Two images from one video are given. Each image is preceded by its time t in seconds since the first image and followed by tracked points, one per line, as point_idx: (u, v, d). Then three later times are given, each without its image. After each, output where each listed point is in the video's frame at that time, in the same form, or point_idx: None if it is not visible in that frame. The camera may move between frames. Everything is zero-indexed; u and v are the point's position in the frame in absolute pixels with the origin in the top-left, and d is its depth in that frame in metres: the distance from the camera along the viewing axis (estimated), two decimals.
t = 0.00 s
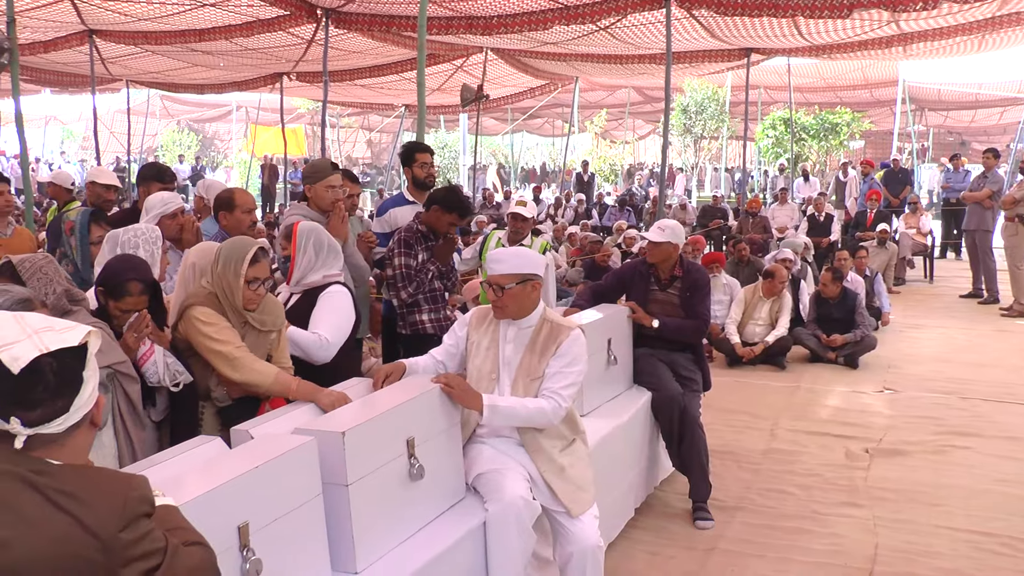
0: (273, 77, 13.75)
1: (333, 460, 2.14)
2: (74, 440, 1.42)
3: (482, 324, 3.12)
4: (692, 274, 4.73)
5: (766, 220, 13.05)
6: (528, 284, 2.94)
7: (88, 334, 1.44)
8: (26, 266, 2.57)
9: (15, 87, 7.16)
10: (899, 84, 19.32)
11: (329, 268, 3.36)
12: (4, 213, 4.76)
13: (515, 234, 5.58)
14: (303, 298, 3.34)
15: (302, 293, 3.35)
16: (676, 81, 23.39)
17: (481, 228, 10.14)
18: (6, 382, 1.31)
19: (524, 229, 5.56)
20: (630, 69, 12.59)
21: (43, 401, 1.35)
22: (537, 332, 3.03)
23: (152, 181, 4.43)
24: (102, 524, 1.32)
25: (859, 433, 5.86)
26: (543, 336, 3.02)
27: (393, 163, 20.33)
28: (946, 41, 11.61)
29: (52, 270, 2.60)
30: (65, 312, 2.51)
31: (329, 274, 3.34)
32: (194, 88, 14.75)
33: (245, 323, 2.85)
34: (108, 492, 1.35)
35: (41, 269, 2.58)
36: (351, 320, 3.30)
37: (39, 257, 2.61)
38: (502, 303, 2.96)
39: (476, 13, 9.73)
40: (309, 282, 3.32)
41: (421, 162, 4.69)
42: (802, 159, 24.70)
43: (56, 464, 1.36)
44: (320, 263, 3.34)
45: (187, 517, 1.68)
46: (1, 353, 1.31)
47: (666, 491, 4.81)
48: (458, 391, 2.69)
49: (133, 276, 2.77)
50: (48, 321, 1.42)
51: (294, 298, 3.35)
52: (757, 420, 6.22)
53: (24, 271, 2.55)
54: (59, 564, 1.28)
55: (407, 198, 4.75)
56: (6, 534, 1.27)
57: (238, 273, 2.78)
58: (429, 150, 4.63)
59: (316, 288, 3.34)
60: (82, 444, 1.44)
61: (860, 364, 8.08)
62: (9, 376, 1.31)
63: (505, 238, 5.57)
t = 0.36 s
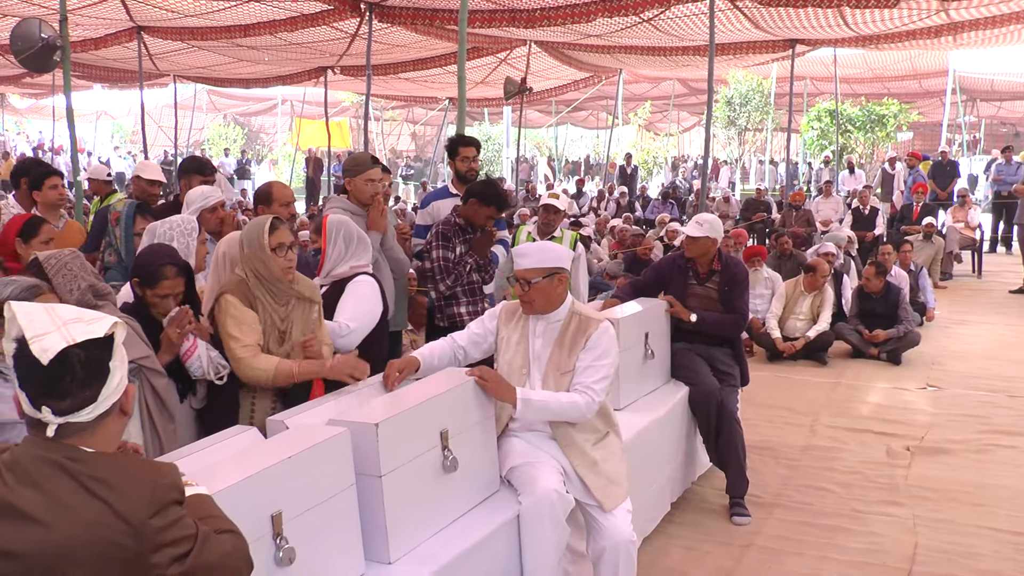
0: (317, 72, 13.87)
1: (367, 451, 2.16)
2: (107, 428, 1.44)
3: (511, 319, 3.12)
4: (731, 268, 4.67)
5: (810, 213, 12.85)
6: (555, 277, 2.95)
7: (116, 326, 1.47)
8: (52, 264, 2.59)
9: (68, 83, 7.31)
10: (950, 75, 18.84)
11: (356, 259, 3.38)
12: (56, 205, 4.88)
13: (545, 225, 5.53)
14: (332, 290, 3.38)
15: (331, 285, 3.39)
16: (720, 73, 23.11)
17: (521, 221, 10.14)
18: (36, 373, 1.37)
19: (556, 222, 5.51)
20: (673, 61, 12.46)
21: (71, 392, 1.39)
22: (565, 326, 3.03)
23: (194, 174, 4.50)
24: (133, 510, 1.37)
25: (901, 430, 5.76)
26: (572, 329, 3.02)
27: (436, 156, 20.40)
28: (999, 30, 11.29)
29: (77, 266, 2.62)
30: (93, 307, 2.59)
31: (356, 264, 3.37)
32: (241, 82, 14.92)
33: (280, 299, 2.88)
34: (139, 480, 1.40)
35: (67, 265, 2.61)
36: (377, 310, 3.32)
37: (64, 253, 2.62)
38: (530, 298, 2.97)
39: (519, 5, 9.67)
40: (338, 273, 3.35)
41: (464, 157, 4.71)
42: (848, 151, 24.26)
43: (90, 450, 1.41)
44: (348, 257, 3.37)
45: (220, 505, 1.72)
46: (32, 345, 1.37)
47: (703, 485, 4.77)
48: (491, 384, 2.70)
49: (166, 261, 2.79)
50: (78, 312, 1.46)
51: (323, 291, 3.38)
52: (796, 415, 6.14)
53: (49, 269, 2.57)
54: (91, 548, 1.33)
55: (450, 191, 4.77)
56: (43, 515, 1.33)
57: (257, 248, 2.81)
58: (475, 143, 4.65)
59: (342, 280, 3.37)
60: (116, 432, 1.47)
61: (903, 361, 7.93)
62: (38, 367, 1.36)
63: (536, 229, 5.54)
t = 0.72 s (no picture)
0: (355, 65, 13.91)
1: (410, 445, 2.18)
2: (151, 426, 1.45)
3: (549, 315, 3.13)
4: (771, 262, 4.62)
5: (852, 204, 12.65)
6: (603, 268, 2.96)
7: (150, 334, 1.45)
8: (93, 269, 2.58)
9: (111, 79, 7.42)
10: (997, 62, 18.37)
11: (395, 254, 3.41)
12: (104, 200, 5.02)
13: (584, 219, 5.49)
14: (371, 285, 3.41)
15: (370, 279, 3.42)
16: (759, 63, 22.81)
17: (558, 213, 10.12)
18: (72, 383, 1.37)
19: (594, 214, 5.46)
20: (712, 51, 12.30)
21: (106, 399, 1.38)
22: (605, 319, 3.04)
23: (235, 169, 4.55)
24: (175, 503, 1.39)
25: (944, 426, 5.66)
26: (611, 322, 3.02)
27: (473, 150, 20.43)
28: None
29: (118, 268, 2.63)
30: (135, 310, 2.62)
31: (395, 259, 3.40)
32: (279, 76, 15.02)
33: (314, 291, 2.90)
34: (181, 474, 1.41)
35: (107, 268, 2.61)
36: (419, 308, 3.33)
37: (105, 256, 2.62)
38: (574, 290, 2.97)
39: None
40: (378, 268, 3.38)
41: (507, 151, 4.73)
42: (890, 141, 23.85)
43: (135, 444, 1.43)
44: (383, 253, 3.40)
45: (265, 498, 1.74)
46: (65, 357, 1.37)
47: (742, 481, 4.73)
48: (533, 378, 2.71)
49: (198, 244, 2.82)
50: (114, 317, 1.44)
51: (362, 287, 3.41)
52: (837, 410, 6.06)
53: (91, 274, 2.57)
54: (137, 539, 1.36)
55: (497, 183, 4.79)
56: (93, 506, 1.36)
57: (305, 254, 2.80)
58: (520, 138, 4.65)
59: (383, 274, 3.40)
60: (161, 430, 1.47)
61: (946, 355, 7.80)
62: (69, 379, 1.37)
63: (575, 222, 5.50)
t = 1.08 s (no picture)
0: (386, 58, 13.89)
1: (452, 438, 2.20)
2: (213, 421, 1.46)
3: (593, 307, 3.14)
4: (807, 253, 4.57)
5: (885, 194, 12.49)
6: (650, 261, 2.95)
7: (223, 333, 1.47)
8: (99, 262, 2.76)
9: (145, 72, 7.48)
10: None
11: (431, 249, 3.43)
12: (144, 194, 5.08)
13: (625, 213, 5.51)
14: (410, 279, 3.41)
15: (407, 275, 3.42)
16: (790, 51, 22.55)
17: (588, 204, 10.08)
18: (153, 386, 1.38)
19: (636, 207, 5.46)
20: (743, 41, 12.16)
21: (188, 398, 1.40)
22: (648, 312, 3.04)
23: (274, 163, 4.60)
24: (229, 498, 1.40)
25: (982, 419, 5.58)
26: (654, 316, 3.02)
27: (502, 141, 20.41)
28: None
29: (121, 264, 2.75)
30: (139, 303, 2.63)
31: (431, 253, 3.43)
32: (308, 69, 15.06)
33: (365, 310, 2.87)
34: (235, 469, 1.42)
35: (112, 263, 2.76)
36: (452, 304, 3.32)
37: (109, 252, 2.79)
38: (620, 282, 2.96)
39: None
40: (413, 262, 3.39)
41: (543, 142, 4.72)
42: (923, 130, 23.50)
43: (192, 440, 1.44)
44: (419, 247, 3.43)
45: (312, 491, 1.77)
46: (148, 359, 1.38)
47: (777, 474, 4.70)
48: (572, 371, 2.71)
49: (235, 244, 2.83)
50: (184, 316, 1.45)
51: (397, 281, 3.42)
52: (871, 403, 5.99)
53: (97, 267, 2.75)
54: (192, 532, 1.38)
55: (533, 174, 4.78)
56: (149, 500, 1.38)
57: (376, 285, 2.80)
58: (558, 130, 4.66)
59: (419, 267, 3.41)
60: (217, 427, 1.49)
61: (983, 347, 7.69)
62: (157, 382, 1.38)
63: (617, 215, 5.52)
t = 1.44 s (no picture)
0: (415, 51, 13.90)
1: (491, 429, 2.23)
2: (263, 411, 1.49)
3: (628, 298, 3.14)
4: (842, 246, 4.52)
5: (918, 185, 12.32)
6: (684, 253, 2.96)
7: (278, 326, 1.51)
8: (132, 257, 2.78)
9: (179, 67, 7.57)
10: None
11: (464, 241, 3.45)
12: (178, 187, 5.14)
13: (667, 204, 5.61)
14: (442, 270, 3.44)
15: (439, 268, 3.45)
16: (821, 41, 22.29)
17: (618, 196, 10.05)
18: (212, 374, 1.42)
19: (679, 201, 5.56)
20: (775, 31, 12.04)
21: (245, 389, 1.44)
22: (684, 304, 3.03)
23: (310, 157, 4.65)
24: (284, 487, 1.43)
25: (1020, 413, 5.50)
26: (690, 307, 3.02)
27: (530, 133, 20.36)
28: None
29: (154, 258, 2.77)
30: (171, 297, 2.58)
31: (461, 244, 3.44)
32: (338, 63, 15.11)
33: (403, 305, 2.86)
34: (289, 458, 1.45)
35: (144, 257, 2.78)
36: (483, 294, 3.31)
37: (142, 246, 2.80)
38: (654, 273, 2.97)
39: None
40: (443, 255, 3.43)
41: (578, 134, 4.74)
42: (957, 119, 23.12)
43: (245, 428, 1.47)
44: (449, 240, 3.46)
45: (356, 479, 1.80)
46: (208, 350, 1.42)
47: (810, 466, 4.68)
48: (609, 363, 2.72)
49: (291, 259, 2.84)
50: (242, 308, 1.50)
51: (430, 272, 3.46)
52: (905, 396, 5.93)
53: (131, 262, 2.77)
54: (247, 520, 1.41)
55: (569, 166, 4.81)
56: (203, 487, 1.41)
57: (410, 280, 2.79)
58: (592, 123, 4.67)
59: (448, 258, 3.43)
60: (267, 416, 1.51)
61: (1019, 340, 7.56)
62: (217, 373, 1.42)
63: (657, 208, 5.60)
